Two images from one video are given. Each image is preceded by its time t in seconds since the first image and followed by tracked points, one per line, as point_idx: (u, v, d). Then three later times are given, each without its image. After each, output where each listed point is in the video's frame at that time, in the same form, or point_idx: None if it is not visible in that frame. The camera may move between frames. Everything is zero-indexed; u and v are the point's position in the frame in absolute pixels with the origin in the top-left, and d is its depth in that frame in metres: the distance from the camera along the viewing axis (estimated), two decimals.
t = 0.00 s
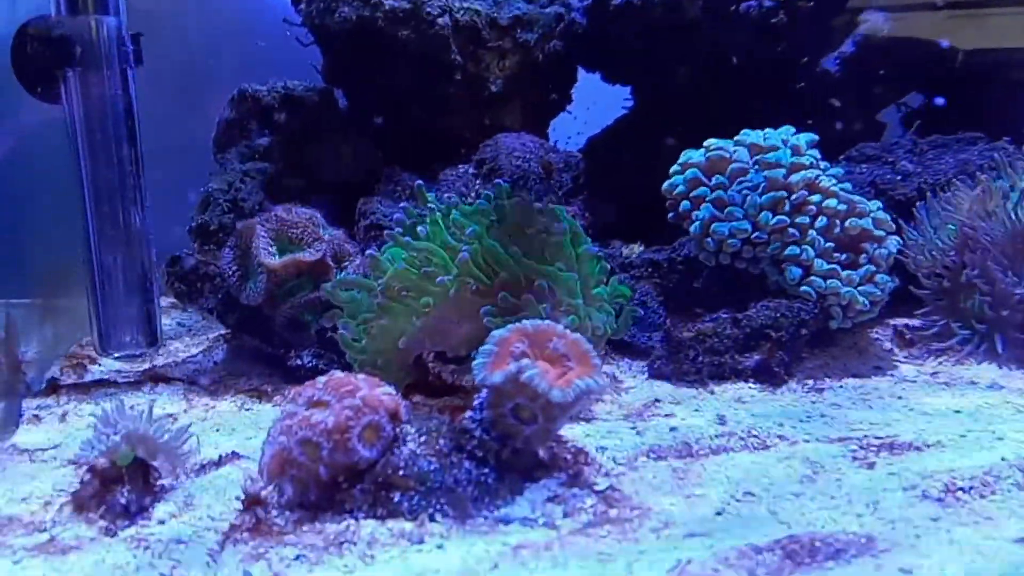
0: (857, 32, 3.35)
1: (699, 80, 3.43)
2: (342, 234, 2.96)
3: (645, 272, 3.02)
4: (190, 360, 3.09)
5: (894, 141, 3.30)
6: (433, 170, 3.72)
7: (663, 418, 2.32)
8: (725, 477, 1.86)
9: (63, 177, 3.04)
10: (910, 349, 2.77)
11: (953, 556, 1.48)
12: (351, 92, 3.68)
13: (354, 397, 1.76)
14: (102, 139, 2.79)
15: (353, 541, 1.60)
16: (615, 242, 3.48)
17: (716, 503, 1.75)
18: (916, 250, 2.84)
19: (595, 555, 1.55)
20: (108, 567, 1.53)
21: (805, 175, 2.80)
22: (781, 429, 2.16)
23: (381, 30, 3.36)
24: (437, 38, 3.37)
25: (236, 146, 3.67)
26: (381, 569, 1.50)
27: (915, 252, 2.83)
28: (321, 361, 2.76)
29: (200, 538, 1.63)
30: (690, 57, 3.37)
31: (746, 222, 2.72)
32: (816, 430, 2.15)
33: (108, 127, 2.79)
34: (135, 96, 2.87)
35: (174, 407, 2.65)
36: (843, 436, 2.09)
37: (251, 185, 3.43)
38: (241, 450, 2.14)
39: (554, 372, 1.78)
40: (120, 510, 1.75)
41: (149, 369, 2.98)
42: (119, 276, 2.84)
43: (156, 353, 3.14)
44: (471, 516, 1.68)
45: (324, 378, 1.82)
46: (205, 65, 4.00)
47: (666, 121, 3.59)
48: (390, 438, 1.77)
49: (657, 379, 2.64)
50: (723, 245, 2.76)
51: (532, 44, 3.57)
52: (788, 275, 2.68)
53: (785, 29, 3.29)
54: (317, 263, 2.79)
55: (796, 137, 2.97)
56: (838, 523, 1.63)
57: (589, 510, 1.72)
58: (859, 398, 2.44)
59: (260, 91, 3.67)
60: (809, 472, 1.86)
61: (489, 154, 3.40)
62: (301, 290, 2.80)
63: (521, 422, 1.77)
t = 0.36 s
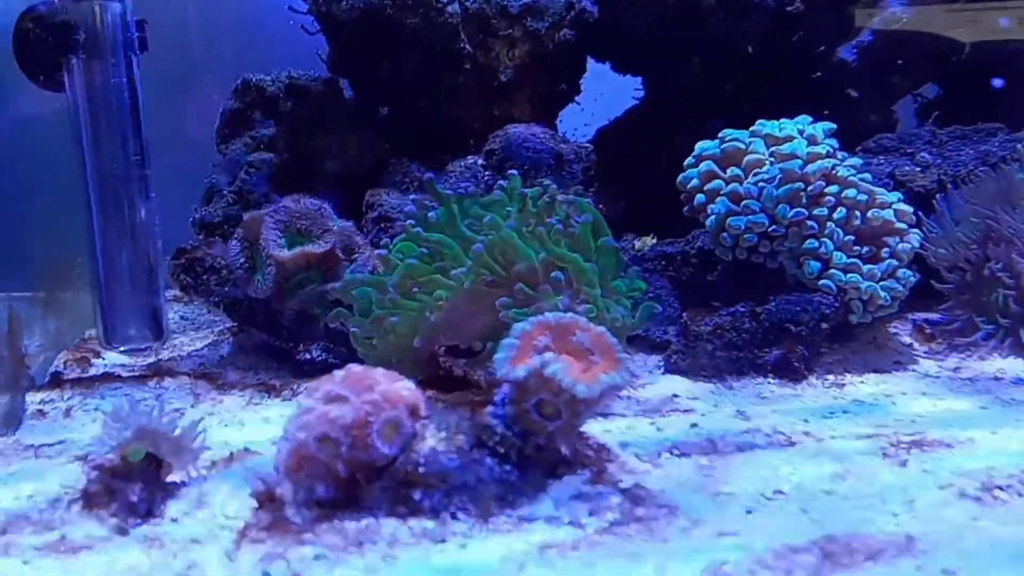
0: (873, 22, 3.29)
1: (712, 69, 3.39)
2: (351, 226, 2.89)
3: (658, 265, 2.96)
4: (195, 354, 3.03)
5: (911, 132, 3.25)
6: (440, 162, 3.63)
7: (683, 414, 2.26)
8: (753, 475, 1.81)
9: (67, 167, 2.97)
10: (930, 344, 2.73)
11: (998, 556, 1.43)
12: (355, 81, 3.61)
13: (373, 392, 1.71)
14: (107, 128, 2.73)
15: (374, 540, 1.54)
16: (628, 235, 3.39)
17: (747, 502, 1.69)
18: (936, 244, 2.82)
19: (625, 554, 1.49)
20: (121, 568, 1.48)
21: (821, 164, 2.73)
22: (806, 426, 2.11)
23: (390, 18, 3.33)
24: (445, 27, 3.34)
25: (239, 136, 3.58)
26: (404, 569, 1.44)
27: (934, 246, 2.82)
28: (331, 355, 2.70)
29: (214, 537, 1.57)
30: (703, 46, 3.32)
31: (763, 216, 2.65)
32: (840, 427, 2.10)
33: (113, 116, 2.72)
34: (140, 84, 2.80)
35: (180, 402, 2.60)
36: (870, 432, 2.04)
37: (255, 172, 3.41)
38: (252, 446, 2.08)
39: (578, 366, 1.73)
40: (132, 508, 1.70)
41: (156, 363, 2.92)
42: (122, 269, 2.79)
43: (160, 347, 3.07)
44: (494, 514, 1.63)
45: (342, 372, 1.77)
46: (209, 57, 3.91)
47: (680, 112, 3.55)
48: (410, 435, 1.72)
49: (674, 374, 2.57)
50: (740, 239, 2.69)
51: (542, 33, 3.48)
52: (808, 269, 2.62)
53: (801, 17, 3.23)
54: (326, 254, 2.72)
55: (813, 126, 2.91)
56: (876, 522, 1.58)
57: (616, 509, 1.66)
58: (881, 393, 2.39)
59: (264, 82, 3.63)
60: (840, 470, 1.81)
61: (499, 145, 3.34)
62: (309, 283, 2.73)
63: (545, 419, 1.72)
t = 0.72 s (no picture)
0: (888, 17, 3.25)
1: (725, 61, 3.33)
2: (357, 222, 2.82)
3: (670, 264, 2.88)
4: (196, 353, 2.95)
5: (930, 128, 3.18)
6: (447, 155, 3.59)
7: (701, 419, 2.19)
8: (778, 485, 1.74)
9: (65, 161, 2.90)
10: (950, 346, 2.67)
11: None
12: (359, 76, 3.56)
13: (384, 398, 1.63)
14: (106, 122, 2.65)
15: (385, 553, 1.47)
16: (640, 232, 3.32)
17: (773, 514, 1.62)
18: (957, 243, 2.74)
19: (649, 569, 1.41)
20: None
21: (839, 160, 2.64)
22: (831, 433, 2.03)
23: (395, 10, 3.22)
24: (453, 18, 3.20)
25: (241, 130, 3.61)
26: None
27: (956, 245, 2.74)
28: (335, 356, 2.64)
29: (218, 550, 1.50)
30: (716, 40, 3.29)
31: (780, 215, 2.55)
32: (863, 433, 2.04)
33: (112, 109, 2.64)
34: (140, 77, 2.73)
35: (181, 405, 2.53)
36: (897, 440, 1.97)
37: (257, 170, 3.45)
38: (257, 452, 2.01)
39: (597, 372, 1.65)
40: (133, 518, 1.63)
41: (154, 361, 2.87)
42: (121, 266, 2.70)
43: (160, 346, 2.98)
44: (511, 525, 1.56)
45: (352, 378, 1.69)
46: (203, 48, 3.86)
47: (692, 106, 3.45)
48: (424, 442, 1.65)
49: (690, 377, 2.51)
50: (755, 239, 2.62)
51: (551, 26, 3.36)
52: (826, 269, 2.55)
53: (815, 12, 3.16)
54: (330, 253, 2.65)
55: (831, 121, 2.80)
56: (909, 537, 1.51)
57: (636, 521, 1.59)
58: (904, 398, 2.33)
59: (266, 73, 3.63)
60: (869, 480, 1.74)
61: (507, 140, 3.27)
62: (314, 280, 2.66)
63: (563, 426, 1.65)
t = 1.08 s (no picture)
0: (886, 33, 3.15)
1: (719, 81, 3.22)
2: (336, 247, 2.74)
3: (658, 290, 2.82)
4: (171, 381, 2.87)
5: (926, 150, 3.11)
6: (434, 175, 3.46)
7: (687, 459, 2.11)
8: (766, 541, 1.66)
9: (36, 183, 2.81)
10: (946, 378, 2.60)
11: None
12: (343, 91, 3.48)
13: (352, 454, 1.55)
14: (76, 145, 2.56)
15: None
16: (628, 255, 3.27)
17: None
18: (954, 273, 2.67)
19: None
20: None
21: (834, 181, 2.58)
22: (822, 478, 1.95)
23: (379, 27, 3.14)
24: (437, 35, 3.15)
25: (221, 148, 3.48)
26: None
27: (951, 274, 2.67)
28: (312, 389, 2.55)
29: None
30: (707, 57, 3.19)
31: (768, 245, 2.50)
32: (854, 478, 1.97)
33: (83, 133, 2.55)
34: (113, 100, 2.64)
35: (152, 439, 2.45)
36: (891, 488, 1.89)
37: (238, 189, 3.34)
38: (226, 500, 1.94)
39: (576, 426, 1.58)
40: None
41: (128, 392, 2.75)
42: (91, 292, 2.64)
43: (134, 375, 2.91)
44: None
45: (319, 432, 1.61)
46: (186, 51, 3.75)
47: (683, 126, 3.38)
48: (393, 500, 1.56)
49: (677, 412, 2.44)
50: (744, 271, 2.54)
51: (540, 43, 3.27)
52: (821, 302, 2.48)
53: (811, 31, 3.05)
54: (309, 281, 2.56)
55: (819, 146, 2.71)
56: None
57: None
58: (898, 436, 2.25)
59: (248, 89, 3.50)
60: (861, 536, 1.66)
61: (491, 160, 3.21)
62: (290, 310, 2.58)
63: (539, 482, 1.56)
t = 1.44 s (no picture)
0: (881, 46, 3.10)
1: (712, 95, 3.18)
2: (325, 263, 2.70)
3: (652, 306, 2.79)
4: (159, 398, 2.84)
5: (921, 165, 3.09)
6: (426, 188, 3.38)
7: (679, 486, 2.08)
8: None
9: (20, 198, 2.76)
10: (941, 398, 2.58)
11: None
12: (335, 102, 3.42)
13: (333, 489, 1.52)
14: (61, 161, 2.51)
15: None
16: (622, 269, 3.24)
17: None
18: (948, 293, 2.65)
19: None
20: None
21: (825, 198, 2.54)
22: (814, 508, 1.92)
23: (371, 39, 3.11)
24: (429, 47, 3.12)
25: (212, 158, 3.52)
26: None
27: (947, 294, 2.64)
28: (300, 409, 2.51)
29: None
30: (703, 70, 3.13)
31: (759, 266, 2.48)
32: (845, 506, 1.94)
33: (66, 149, 2.51)
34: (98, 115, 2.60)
35: (137, 460, 2.41)
36: (885, 519, 1.86)
37: (228, 202, 3.32)
38: (208, 527, 1.90)
39: (562, 461, 1.54)
40: None
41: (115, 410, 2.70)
42: (74, 310, 2.57)
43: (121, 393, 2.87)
44: None
45: (299, 467, 1.58)
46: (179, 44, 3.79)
47: (677, 137, 3.33)
48: (376, 535, 1.54)
49: (669, 433, 2.41)
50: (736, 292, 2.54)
51: (532, 55, 3.29)
52: (819, 320, 2.43)
53: (806, 45, 3.03)
54: (297, 299, 2.50)
55: (812, 162, 2.70)
56: None
57: None
58: (892, 461, 2.22)
59: (240, 99, 3.55)
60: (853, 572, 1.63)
61: (484, 173, 3.17)
62: (278, 329, 2.53)
63: (524, 519, 1.51)
